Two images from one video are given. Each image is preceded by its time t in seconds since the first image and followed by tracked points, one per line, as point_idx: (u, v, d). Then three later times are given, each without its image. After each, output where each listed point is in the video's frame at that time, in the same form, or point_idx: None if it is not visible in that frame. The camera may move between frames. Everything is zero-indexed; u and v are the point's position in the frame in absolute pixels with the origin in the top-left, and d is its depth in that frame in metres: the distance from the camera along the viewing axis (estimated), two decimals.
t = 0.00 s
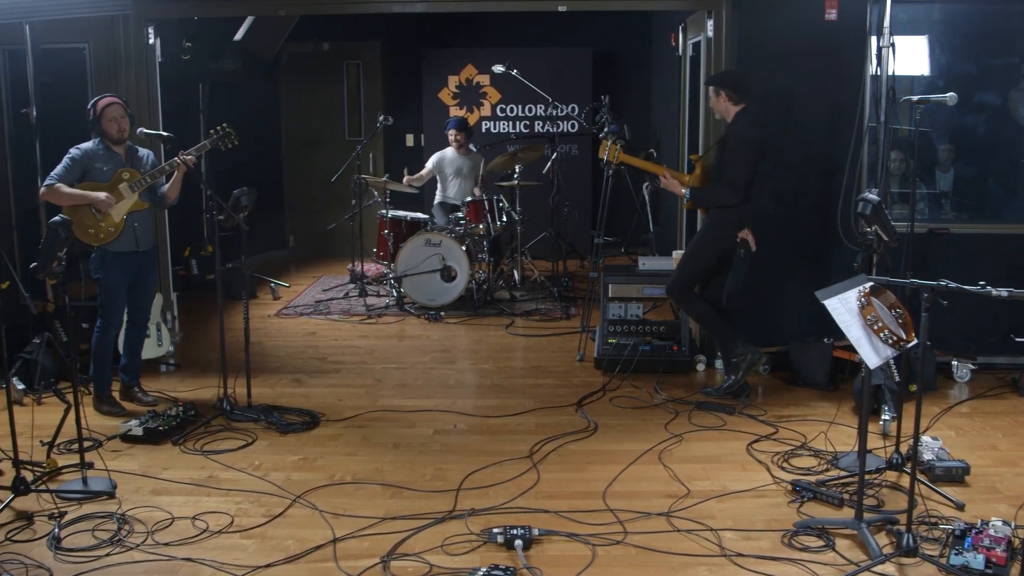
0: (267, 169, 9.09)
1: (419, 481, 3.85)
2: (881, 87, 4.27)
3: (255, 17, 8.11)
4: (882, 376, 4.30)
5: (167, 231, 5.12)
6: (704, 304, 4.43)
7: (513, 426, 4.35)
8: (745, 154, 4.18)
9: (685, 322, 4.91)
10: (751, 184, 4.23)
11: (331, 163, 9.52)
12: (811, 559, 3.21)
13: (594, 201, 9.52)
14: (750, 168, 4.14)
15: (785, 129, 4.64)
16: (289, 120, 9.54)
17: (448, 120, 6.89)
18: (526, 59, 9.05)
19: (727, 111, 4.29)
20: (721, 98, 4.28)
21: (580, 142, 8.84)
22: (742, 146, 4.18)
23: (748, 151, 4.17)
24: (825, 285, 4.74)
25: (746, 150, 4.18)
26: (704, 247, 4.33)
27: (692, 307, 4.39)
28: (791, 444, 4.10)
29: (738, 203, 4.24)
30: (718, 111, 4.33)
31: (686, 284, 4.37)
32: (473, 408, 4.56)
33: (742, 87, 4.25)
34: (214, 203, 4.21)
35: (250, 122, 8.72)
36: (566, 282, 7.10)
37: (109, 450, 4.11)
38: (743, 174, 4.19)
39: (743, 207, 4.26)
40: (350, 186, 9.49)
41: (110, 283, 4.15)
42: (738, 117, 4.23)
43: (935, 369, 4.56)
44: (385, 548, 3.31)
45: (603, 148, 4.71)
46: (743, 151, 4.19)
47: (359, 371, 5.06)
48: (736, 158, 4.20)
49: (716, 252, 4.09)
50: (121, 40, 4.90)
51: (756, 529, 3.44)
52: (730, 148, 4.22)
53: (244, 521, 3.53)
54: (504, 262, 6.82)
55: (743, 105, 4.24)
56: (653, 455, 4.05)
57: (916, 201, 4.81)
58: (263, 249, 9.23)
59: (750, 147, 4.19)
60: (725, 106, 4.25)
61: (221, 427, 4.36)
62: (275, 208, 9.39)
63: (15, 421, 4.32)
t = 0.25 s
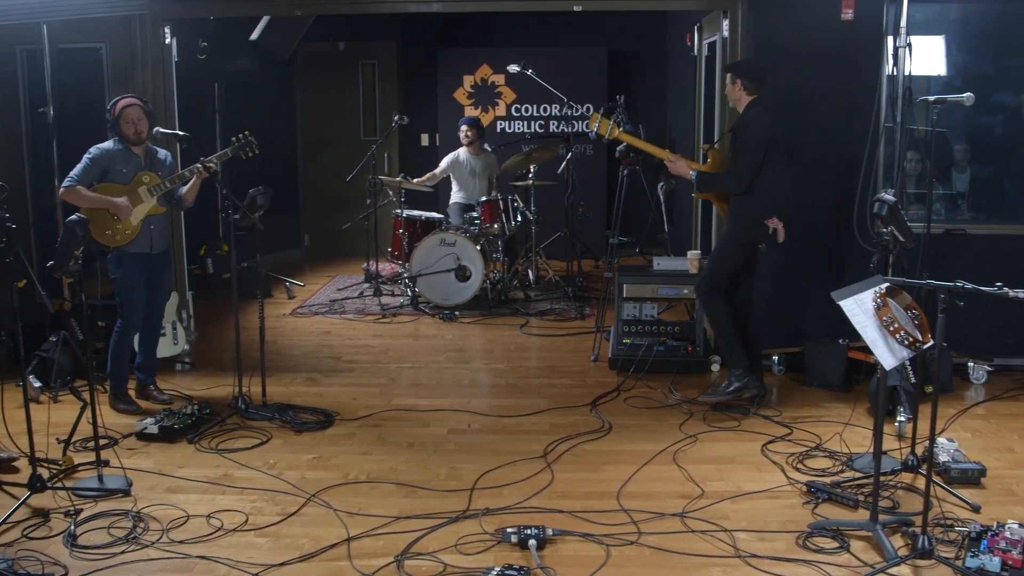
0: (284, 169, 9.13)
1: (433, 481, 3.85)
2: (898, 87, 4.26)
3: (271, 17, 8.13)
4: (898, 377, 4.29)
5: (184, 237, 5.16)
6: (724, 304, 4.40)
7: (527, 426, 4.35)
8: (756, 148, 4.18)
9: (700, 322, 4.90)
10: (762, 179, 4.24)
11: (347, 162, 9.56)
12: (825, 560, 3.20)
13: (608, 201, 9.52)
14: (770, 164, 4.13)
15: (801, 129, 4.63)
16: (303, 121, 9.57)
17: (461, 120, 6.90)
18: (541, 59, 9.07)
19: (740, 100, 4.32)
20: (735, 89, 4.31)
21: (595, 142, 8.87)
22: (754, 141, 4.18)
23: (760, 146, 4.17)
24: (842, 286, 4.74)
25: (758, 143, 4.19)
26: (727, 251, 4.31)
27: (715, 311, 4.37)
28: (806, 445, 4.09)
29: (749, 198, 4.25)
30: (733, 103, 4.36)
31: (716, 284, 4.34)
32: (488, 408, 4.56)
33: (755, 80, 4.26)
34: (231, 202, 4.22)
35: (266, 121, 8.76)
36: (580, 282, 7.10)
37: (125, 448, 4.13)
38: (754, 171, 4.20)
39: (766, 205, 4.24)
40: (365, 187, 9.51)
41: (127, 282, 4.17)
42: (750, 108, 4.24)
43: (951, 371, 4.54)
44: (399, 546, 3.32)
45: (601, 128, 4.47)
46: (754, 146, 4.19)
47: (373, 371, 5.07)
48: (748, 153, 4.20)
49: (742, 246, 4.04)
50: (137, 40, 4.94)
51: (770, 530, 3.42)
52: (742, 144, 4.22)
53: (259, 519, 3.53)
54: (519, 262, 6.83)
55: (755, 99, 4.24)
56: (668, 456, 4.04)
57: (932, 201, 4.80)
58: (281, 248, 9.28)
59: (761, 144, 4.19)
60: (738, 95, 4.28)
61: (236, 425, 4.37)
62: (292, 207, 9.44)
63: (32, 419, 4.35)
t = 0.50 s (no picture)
0: (300, 169, 9.16)
1: (447, 481, 3.85)
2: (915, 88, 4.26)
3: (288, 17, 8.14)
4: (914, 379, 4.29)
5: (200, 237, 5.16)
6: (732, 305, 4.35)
7: (542, 426, 4.35)
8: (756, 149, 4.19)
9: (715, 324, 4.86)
10: (765, 177, 4.23)
11: (363, 161, 9.61)
12: (840, 562, 3.18)
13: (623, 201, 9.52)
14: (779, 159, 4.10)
15: (816, 129, 4.61)
16: (317, 120, 9.59)
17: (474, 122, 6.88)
18: (557, 59, 9.08)
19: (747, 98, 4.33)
20: (741, 85, 4.33)
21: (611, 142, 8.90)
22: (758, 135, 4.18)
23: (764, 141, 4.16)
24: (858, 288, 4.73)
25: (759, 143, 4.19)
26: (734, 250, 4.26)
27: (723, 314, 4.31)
28: (821, 446, 4.08)
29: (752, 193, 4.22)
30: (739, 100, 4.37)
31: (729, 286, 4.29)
32: (502, 408, 4.56)
33: (761, 77, 4.26)
34: (247, 202, 4.23)
35: (282, 121, 8.79)
36: (596, 282, 7.11)
37: (141, 446, 4.15)
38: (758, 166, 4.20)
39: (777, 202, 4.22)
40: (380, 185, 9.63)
41: (143, 280, 4.19)
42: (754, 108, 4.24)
43: (968, 373, 4.52)
44: (414, 546, 3.32)
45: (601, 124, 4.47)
46: (758, 142, 4.20)
47: (388, 370, 5.08)
48: (753, 148, 4.20)
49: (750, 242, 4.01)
50: (153, 36, 4.91)
51: (785, 531, 3.41)
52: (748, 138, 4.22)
53: (274, 518, 3.54)
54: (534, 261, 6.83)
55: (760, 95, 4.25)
56: (682, 457, 4.03)
57: (950, 202, 4.79)
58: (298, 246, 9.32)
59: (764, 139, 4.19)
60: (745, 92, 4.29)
61: (251, 424, 4.39)
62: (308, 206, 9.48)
63: (49, 417, 4.37)
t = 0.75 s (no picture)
0: (317, 169, 9.20)
1: (462, 480, 3.86)
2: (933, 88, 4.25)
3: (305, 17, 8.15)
4: (931, 380, 4.28)
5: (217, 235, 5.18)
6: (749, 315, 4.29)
7: (558, 426, 4.35)
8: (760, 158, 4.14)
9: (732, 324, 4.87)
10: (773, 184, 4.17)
11: (380, 161, 9.64)
12: (857, 564, 3.16)
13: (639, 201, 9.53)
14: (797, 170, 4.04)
15: (830, 129, 4.61)
16: (334, 120, 9.65)
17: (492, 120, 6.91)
18: (574, 59, 9.08)
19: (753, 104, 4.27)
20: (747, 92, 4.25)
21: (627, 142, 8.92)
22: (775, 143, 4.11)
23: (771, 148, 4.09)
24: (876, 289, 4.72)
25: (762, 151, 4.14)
26: (750, 261, 4.23)
27: (745, 332, 4.20)
28: (837, 448, 4.07)
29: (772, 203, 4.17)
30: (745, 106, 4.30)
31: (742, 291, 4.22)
32: (518, 407, 4.57)
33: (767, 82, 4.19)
34: (264, 202, 4.24)
35: (301, 120, 8.82)
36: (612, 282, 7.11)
37: (157, 444, 4.17)
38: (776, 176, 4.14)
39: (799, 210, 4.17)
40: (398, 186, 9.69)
41: (152, 278, 4.19)
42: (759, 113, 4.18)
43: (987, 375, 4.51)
44: (429, 545, 3.32)
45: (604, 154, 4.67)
46: (760, 148, 4.16)
47: (404, 370, 5.09)
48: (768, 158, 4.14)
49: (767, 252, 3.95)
50: (171, 38, 4.98)
51: (801, 533, 3.40)
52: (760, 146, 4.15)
53: (289, 516, 3.55)
54: (551, 261, 6.83)
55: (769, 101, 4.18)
56: (698, 458, 4.03)
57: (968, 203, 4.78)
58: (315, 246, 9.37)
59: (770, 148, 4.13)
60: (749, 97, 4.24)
61: (268, 423, 4.40)
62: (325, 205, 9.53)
63: (67, 414, 4.40)
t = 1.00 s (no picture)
0: (332, 168, 9.24)
1: (477, 480, 3.86)
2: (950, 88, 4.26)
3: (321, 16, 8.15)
4: (947, 382, 4.30)
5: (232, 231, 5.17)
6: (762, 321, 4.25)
7: (572, 426, 4.35)
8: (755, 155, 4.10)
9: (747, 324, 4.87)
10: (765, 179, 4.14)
11: (397, 160, 9.69)
12: (872, 566, 3.15)
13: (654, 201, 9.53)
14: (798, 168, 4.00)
15: (845, 131, 4.64)
16: (349, 119, 9.69)
17: (507, 120, 6.92)
18: (590, 59, 9.08)
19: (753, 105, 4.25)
20: (746, 92, 4.24)
21: (642, 142, 8.93)
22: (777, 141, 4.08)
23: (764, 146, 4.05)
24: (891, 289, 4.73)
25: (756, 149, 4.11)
26: (754, 263, 4.19)
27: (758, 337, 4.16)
28: (853, 449, 4.06)
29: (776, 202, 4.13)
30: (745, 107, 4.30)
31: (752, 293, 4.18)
32: (533, 407, 4.57)
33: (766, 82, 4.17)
34: (279, 201, 4.25)
35: (317, 119, 8.85)
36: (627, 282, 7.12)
37: (173, 443, 4.18)
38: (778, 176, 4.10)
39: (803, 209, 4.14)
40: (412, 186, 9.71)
41: (174, 279, 4.21)
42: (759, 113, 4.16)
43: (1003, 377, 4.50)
44: (443, 544, 3.33)
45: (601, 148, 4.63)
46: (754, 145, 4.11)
47: (419, 369, 5.10)
48: (768, 157, 4.10)
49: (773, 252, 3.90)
50: (188, 37, 5.01)
51: (816, 534, 3.39)
52: (758, 143, 4.11)
53: (304, 515, 3.56)
54: (565, 261, 6.83)
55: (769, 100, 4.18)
56: (713, 458, 4.02)
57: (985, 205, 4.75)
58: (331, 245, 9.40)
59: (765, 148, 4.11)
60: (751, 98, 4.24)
61: (283, 421, 4.41)
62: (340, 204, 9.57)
63: (83, 412, 4.43)
